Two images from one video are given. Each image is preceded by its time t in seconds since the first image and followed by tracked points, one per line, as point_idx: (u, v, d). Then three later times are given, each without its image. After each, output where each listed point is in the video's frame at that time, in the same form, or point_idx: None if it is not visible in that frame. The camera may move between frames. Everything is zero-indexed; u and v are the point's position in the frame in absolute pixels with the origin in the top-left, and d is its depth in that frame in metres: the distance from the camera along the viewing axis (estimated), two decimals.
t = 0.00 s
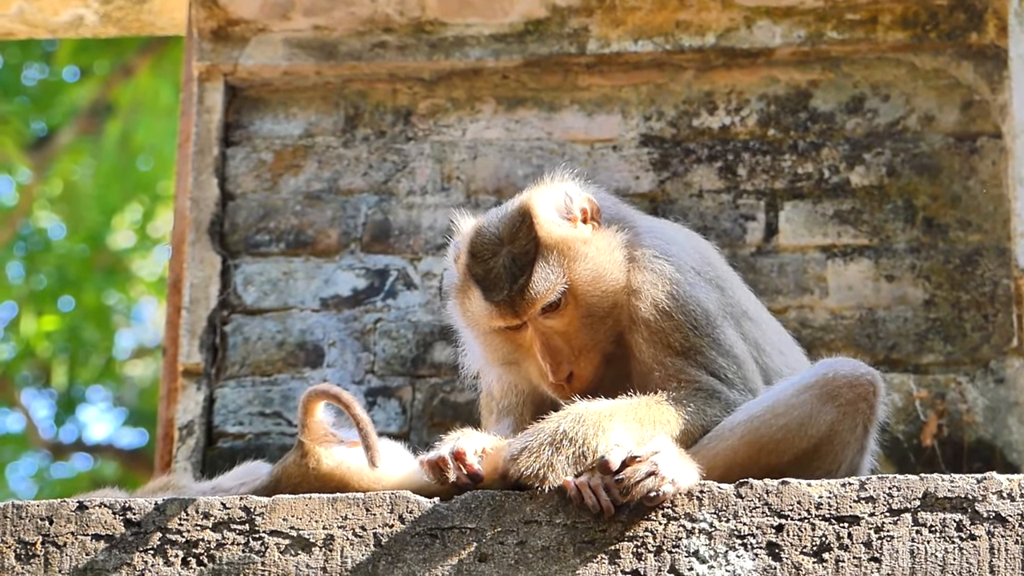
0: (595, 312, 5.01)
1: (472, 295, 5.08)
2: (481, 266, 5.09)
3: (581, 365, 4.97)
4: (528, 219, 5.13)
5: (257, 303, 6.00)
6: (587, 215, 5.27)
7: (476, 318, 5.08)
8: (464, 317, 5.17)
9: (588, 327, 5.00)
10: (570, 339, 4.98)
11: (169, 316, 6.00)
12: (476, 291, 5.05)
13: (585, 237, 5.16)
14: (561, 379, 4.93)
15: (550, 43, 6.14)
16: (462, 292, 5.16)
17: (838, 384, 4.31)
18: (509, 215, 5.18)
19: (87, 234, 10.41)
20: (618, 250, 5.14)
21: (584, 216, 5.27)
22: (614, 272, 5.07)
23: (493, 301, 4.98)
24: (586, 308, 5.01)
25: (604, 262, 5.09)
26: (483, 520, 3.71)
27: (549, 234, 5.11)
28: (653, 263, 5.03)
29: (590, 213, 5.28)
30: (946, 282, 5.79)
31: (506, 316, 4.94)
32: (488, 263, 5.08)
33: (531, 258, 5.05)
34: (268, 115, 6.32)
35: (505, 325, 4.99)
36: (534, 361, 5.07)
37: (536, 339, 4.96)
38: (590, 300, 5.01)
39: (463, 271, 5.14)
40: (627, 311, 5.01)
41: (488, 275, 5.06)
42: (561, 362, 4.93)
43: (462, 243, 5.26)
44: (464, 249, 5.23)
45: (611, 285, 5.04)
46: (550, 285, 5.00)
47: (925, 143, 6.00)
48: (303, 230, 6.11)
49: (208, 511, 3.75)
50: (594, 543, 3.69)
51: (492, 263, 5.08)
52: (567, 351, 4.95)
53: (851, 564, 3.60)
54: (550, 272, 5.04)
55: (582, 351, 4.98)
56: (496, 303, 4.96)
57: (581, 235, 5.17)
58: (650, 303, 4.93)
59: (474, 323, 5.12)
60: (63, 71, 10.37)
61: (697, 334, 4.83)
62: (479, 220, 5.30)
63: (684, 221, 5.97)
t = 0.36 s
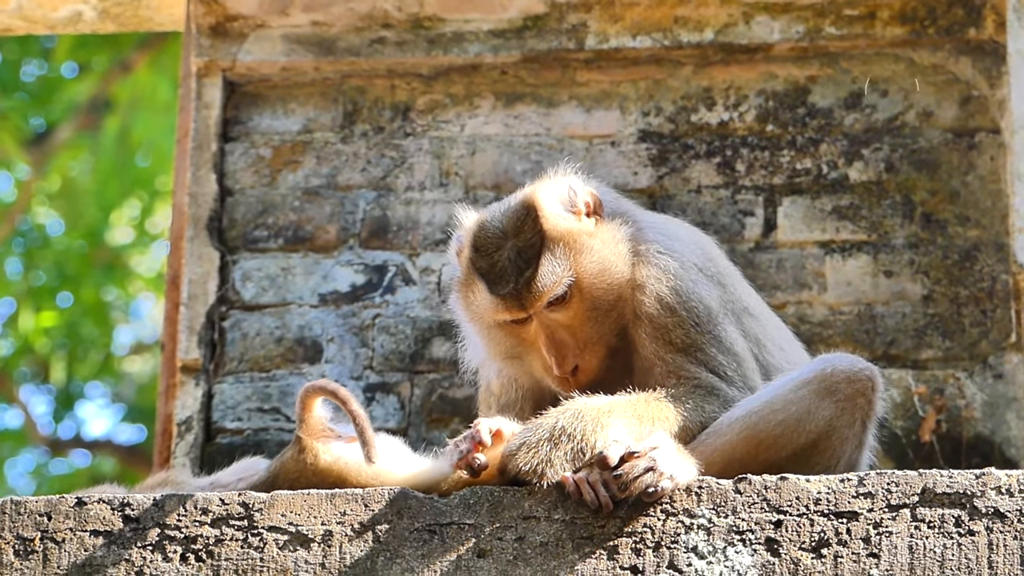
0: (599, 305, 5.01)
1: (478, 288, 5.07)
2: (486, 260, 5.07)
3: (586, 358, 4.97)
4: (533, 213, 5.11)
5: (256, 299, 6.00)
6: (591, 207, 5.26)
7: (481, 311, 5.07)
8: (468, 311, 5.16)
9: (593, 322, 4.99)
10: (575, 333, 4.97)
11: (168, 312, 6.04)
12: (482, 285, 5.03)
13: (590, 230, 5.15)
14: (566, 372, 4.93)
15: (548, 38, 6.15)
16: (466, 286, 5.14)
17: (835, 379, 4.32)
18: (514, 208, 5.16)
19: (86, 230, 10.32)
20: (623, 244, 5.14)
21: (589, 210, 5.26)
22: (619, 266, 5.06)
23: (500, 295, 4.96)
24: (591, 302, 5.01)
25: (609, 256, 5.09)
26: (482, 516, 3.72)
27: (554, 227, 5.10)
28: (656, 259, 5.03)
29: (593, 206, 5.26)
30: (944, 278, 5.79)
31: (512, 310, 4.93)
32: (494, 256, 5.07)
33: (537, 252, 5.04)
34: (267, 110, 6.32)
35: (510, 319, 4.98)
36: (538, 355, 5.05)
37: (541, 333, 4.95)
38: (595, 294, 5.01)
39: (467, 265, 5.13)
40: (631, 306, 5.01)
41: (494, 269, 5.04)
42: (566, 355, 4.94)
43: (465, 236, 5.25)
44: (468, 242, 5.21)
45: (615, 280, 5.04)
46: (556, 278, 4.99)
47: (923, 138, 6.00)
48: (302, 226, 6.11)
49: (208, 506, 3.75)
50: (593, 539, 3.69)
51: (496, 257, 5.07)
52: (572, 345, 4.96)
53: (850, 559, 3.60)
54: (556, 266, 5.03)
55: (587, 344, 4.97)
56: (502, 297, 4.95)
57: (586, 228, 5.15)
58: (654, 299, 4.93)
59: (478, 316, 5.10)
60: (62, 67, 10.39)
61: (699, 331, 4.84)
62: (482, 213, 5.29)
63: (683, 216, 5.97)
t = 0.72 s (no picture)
0: (603, 297, 4.99)
1: (481, 279, 5.04)
2: (490, 251, 5.06)
3: (589, 350, 4.96)
4: (537, 204, 5.10)
5: (257, 291, 6.00)
6: (595, 200, 5.26)
7: (484, 302, 5.04)
8: (471, 302, 5.12)
9: (597, 314, 4.98)
10: (579, 325, 4.97)
11: (169, 303, 6.01)
12: (485, 276, 5.02)
13: (594, 223, 5.14)
14: (569, 364, 4.93)
15: (550, 30, 6.14)
16: (470, 277, 5.12)
17: (837, 371, 4.31)
18: (518, 199, 5.16)
19: (87, 222, 10.40)
20: (626, 236, 5.13)
21: (593, 202, 5.26)
22: (622, 258, 5.05)
23: (503, 286, 4.94)
24: (596, 293, 4.99)
25: (613, 248, 5.07)
26: (483, 507, 3.72)
27: (559, 219, 5.09)
28: (660, 251, 5.03)
29: (597, 198, 5.27)
30: (946, 270, 5.79)
31: (515, 301, 4.91)
32: (498, 247, 5.05)
33: (541, 243, 5.02)
34: (268, 102, 6.32)
35: (513, 310, 4.96)
36: (541, 347, 5.02)
37: (544, 324, 4.94)
38: (599, 286, 4.99)
39: (471, 256, 5.11)
40: (633, 299, 5.01)
41: (497, 259, 5.02)
42: (569, 347, 4.94)
43: (470, 227, 5.25)
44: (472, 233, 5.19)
45: (619, 272, 5.02)
46: (560, 270, 4.97)
47: (925, 130, 6.00)
48: (303, 218, 6.11)
49: (208, 498, 3.75)
50: (594, 530, 3.69)
51: (500, 247, 5.05)
52: (575, 337, 4.95)
53: (851, 550, 3.60)
54: (560, 257, 5.01)
55: (591, 336, 4.97)
56: (506, 288, 4.93)
57: (590, 220, 5.14)
58: (657, 291, 4.93)
59: (481, 308, 5.08)
60: (63, 59, 10.39)
61: (702, 324, 4.84)
62: (486, 204, 5.28)
63: (684, 208, 5.97)
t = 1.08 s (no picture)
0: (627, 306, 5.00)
1: (508, 264, 4.94)
2: (520, 237, 4.95)
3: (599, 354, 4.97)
4: (576, 200, 4.99)
5: (255, 290, 6.00)
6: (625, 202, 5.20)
7: (505, 289, 4.96)
8: (490, 283, 5.05)
9: (614, 321, 4.98)
10: (595, 328, 4.94)
11: (166, 303, 6.01)
12: (512, 263, 4.92)
13: (628, 230, 5.11)
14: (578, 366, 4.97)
15: (547, 30, 6.14)
16: (494, 258, 5.01)
17: (835, 371, 4.31)
18: (557, 192, 5.03)
19: (85, 222, 10.41)
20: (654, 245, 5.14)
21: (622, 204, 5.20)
22: (649, 268, 5.07)
23: (531, 277, 4.84)
24: (619, 300, 4.97)
25: (644, 260, 5.07)
26: (481, 507, 3.71)
27: (597, 221, 4.99)
28: (688, 268, 5.12)
29: (631, 205, 5.21)
30: (944, 269, 5.79)
31: (540, 295, 4.81)
32: (531, 236, 4.92)
33: (575, 241, 4.90)
34: (266, 102, 6.32)
35: (534, 304, 4.88)
36: (549, 341, 5.00)
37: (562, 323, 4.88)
38: (623, 296, 4.98)
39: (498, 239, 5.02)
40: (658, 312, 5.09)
41: (527, 248, 4.91)
42: (581, 349, 4.94)
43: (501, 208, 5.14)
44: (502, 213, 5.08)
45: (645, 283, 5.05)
46: (591, 271, 4.89)
47: (922, 129, 6.00)
48: (301, 217, 6.10)
49: (207, 498, 3.75)
50: (593, 530, 3.68)
51: (531, 237, 4.94)
52: (589, 339, 4.94)
53: (849, 551, 3.60)
54: (593, 259, 4.92)
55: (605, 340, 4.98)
56: (533, 280, 4.83)
57: (624, 227, 5.10)
58: (689, 309, 5.06)
59: (499, 291, 5.01)
60: (61, 59, 10.36)
61: (734, 342, 5.02)
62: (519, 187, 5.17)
63: (682, 208, 5.98)
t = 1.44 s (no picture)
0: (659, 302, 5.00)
1: (550, 236, 4.98)
2: (570, 211, 4.99)
3: (617, 343, 4.88)
4: (628, 189, 5.04)
5: (247, 302, 5.99)
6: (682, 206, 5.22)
7: (541, 258, 4.98)
8: (529, 250, 5.05)
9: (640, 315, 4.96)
10: (620, 316, 4.91)
11: (158, 313, 5.99)
12: (557, 235, 4.96)
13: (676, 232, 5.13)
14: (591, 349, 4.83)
15: (540, 42, 6.14)
16: (539, 227, 5.06)
17: (834, 394, 4.30)
18: (617, 176, 5.08)
19: (77, 232, 10.43)
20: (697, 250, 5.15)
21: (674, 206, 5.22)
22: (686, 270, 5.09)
23: (569, 252, 4.86)
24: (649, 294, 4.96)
25: (684, 265, 5.09)
26: (472, 519, 3.68)
27: (648, 215, 5.04)
28: (727, 278, 5.13)
29: (685, 207, 5.22)
30: (935, 281, 5.80)
31: (574, 271, 4.84)
32: (578, 214, 4.98)
33: (623, 228, 4.96)
34: (258, 113, 6.32)
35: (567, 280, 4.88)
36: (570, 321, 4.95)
37: (587, 303, 4.85)
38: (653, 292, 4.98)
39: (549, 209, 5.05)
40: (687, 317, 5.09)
41: (574, 224, 4.96)
42: (600, 334, 4.83)
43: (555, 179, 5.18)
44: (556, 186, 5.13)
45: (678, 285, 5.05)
46: (629, 258, 4.90)
47: (914, 142, 6.01)
48: (293, 228, 6.10)
49: (198, 509, 3.71)
50: (584, 542, 3.65)
51: (581, 213, 4.98)
52: (610, 326, 4.86)
53: (840, 563, 3.59)
54: (634, 249, 4.93)
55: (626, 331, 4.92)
56: (571, 256, 4.85)
57: (673, 228, 5.12)
58: (721, 318, 5.06)
59: (537, 261, 5.00)
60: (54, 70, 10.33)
61: (762, 354, 5.01)
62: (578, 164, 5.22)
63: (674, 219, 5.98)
